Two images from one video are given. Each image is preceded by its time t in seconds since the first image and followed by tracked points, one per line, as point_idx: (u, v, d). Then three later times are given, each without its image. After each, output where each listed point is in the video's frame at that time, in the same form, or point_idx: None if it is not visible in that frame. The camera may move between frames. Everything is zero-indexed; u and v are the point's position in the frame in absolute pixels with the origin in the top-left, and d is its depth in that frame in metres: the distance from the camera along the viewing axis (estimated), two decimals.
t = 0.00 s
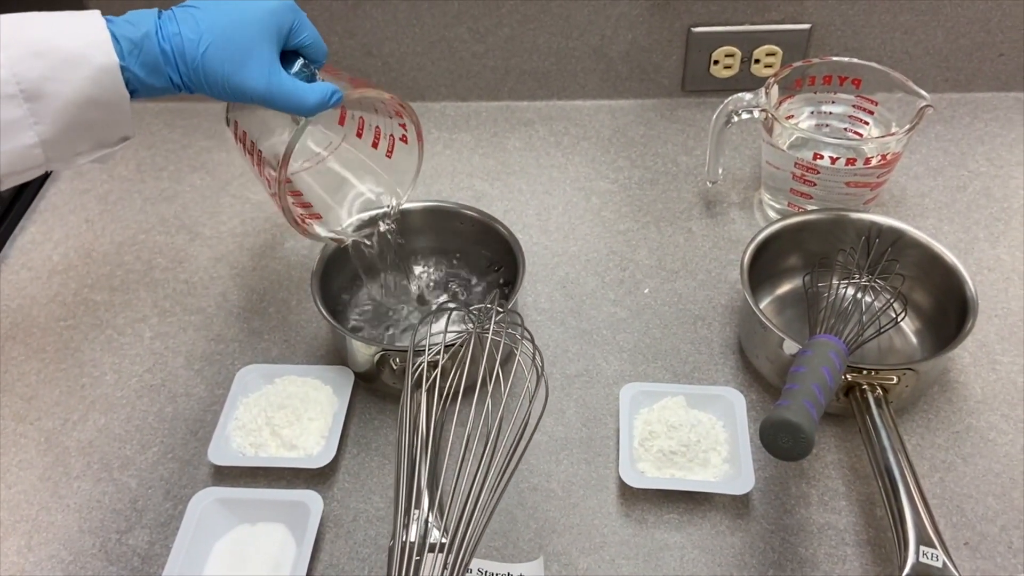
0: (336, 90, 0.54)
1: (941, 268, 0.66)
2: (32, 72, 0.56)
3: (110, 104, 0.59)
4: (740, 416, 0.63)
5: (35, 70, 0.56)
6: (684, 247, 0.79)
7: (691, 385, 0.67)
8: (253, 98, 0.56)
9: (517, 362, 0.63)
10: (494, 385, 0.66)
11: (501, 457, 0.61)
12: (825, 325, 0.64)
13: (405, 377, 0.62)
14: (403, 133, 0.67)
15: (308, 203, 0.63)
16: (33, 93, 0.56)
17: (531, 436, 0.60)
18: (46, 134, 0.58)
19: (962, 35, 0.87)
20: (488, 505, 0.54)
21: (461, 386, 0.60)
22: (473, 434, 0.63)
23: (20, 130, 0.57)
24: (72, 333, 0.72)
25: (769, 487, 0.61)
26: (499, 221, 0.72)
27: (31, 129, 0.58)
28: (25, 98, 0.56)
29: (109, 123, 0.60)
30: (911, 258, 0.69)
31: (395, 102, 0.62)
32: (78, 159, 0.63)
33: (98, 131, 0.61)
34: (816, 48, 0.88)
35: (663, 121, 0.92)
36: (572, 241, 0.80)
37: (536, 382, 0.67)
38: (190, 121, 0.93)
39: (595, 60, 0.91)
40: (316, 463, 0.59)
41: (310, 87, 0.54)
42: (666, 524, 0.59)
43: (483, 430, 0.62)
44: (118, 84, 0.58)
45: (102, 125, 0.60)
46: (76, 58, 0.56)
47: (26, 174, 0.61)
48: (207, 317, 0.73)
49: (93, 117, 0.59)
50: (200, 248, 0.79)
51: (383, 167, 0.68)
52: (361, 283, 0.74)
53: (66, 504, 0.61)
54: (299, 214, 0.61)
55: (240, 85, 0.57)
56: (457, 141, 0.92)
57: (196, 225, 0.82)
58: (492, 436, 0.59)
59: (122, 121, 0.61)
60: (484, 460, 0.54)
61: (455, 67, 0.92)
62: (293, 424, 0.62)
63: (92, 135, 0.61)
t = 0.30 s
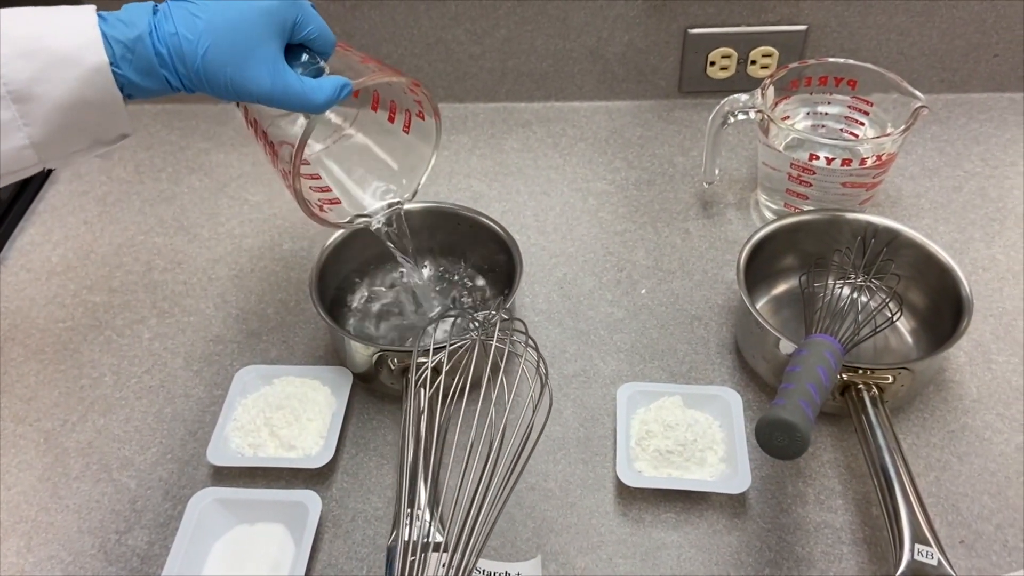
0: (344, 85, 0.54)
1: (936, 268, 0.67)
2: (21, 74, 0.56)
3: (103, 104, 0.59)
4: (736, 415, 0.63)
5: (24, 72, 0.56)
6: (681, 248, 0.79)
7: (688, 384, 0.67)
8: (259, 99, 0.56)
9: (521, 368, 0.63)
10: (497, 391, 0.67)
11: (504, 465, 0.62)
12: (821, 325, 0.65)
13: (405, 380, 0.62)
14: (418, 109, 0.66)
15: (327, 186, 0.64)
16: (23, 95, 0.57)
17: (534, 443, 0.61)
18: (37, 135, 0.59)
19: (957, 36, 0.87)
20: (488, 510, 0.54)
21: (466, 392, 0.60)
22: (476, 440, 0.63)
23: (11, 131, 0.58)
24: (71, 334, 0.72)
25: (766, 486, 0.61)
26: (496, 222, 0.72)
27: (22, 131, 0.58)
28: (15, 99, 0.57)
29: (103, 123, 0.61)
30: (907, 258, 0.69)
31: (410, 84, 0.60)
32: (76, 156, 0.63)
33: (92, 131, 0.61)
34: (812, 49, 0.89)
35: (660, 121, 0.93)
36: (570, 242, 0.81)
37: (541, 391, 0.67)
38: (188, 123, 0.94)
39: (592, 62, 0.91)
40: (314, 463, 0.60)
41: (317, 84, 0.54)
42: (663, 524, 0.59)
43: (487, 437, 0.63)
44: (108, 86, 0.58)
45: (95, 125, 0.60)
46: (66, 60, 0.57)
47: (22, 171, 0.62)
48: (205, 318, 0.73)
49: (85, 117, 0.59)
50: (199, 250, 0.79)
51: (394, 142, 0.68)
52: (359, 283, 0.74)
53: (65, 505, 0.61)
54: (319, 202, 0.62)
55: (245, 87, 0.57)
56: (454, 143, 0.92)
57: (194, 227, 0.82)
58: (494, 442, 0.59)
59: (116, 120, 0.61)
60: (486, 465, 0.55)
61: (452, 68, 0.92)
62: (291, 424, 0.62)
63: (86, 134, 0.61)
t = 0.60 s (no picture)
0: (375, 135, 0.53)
1: (933, 267, 0.67)
2: (37, 93, 0.56)
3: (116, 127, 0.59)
4: (735, 414, 0.64)
5: (40, 92, 0.56)
6: (680, 247, 0.79)
7: (686, 383, 0.68)
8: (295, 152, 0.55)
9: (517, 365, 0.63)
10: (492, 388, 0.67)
11: (499, 464, 0.62)
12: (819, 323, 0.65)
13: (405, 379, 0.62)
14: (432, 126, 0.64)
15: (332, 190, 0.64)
16: (37, 114, 0.57)
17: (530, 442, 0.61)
18: (49, 152, 0.59)
19: (954, 36, 0.88)
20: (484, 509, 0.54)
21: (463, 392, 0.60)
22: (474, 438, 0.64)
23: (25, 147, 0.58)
24: (73, 334, 0.73)
25: (764, 484, 0.61)
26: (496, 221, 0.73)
27: (36, 147, 0.59)
28: (31, 117, 0.57)
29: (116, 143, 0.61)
30: (904, 257, 0.69)
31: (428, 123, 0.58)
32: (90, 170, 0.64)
33: (106, 149, 0.61)
34: (810, 50, 0.89)
35: (658, 122, 0.93)
36: (569, 242, 0.81)
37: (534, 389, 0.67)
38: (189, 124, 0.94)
39: (591, 63, 0.91)
40: (315, 462, 0.60)
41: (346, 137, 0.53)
42: (663, 521, 0.60)
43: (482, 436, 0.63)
44: (123, 111, 0.58)
45: (108, 144, 0.60)
46: (83, 84, 0.56)
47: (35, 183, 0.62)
48: (206, 318, 0.73)
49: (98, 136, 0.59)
50: (199, 250, 0.80)
51: (408, 154, 0.67)
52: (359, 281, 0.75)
53: (66, 504, 0.61)
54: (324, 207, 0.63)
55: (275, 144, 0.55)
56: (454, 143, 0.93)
57: (195, 227, 0.82)
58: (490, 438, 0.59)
59: (131, 141, 0.61)
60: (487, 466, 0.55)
61: (452, 69, 0.92)
62: (292, 423, 0.62)
63: (101, 152, 0.61)
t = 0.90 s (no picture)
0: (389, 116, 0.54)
1: (930, 266, 0.67)
2: (54, 91, 0.55)
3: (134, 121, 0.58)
4: (733, 413, 0.64)
5: (57, 89, 0.55)
6: (678, 247, 0.80)
7: (683, 382, 0.68)
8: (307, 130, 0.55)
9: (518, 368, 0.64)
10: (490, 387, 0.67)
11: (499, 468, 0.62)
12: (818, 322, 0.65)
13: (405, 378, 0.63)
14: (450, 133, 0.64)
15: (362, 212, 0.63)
16: (55, 112, 0.56)
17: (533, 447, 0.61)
18: (67, 151, 0.58)
19: (951, 36, 0.88)
20: (488, 511, 0.54)
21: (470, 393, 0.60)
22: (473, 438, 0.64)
23: (42, 148, 0.58)
24: (73, 334, 0.73)
25: (762, 482, 0.62)
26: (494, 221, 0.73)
27: (53, 147, 0.58)
28: (48, 115, 0.56)
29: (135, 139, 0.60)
30: (901, 256, 0.70)
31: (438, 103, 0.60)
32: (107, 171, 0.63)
33: (124, 148, 0.60)
34: (807, 49, 0.89)
35: (656, 122, 0.93)
36: (568, 241, 0.81)
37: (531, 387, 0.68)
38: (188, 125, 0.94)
39: (589, 63, 0.92)
40: (315, 461, 0.60)
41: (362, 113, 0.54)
42: (661, 519, 0.60)
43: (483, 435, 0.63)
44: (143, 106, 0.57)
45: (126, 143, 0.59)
46: (100, 79, 0.56)
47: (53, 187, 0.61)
48: (205, 318, 0.74)
49: (117, 134, 0.58)
50: (199, 250, 0.80)
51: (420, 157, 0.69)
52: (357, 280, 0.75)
53: (66, 502, 0.61)
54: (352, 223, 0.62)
55: (290, 123, 0.56)
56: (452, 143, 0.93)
57: (194, 228, 0.82)
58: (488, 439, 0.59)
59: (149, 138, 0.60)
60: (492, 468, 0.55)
61: (450, 69, 0.92)
62: (291, 422, 0.63)
63: (118, 151, 0.60)
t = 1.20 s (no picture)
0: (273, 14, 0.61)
1: (928, 265, 0.67)
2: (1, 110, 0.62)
3: (77, 130, 0.65)
4: (731, 411, 0.64)
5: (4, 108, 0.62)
6: (677, 246, 0.80)
7: (682, 380, 0.68)
8: (200, 38, 0.64)
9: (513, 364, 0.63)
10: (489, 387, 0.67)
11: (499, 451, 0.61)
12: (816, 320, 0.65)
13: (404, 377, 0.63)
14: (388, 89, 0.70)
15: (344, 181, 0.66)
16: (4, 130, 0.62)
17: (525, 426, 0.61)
18: (23, 166, 0.63)
19: (950, 35, 0.88)
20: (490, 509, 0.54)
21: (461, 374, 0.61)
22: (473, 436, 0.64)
23: None
24: (72, 333, 0.73)
25: (761, 481, 0.62)
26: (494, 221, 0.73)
27: (8, 164, 0.63)
28: None
29: (79, 152, 0.66)
30: (900, 256, 0.70)
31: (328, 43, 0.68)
32: (56, 197, 0.68)
33: (69, 164, 0.67)
34: (806, 49, 0.90)
35: (656, 121, 0.93)
36: (567, 241, 0.81)
37: (525, 382, 0.67)
38: (188, 125, 0.94)
39: (588, 62, 0.92)
40: (314, 460, 0.60)
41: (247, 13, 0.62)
42: (660, 518, 0.60)
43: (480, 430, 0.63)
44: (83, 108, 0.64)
45: (71, 151, 0.66)
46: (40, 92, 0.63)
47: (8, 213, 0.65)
48: (205, 318, 0.74)
49: (63, 143, 0.65)
50: (198, 249, 0.80)
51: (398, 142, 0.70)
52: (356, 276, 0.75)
53: (66, 502, 0.61)
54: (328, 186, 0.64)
55: (184, 42, 0.65)
56: (452, 142, 0.93)
57: (194, 227, 0.82)
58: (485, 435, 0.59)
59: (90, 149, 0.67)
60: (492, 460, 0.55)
61: (450, 69, 0.93)
62: (291, 421, 0.63)
63: (65, 167, 0.66)
